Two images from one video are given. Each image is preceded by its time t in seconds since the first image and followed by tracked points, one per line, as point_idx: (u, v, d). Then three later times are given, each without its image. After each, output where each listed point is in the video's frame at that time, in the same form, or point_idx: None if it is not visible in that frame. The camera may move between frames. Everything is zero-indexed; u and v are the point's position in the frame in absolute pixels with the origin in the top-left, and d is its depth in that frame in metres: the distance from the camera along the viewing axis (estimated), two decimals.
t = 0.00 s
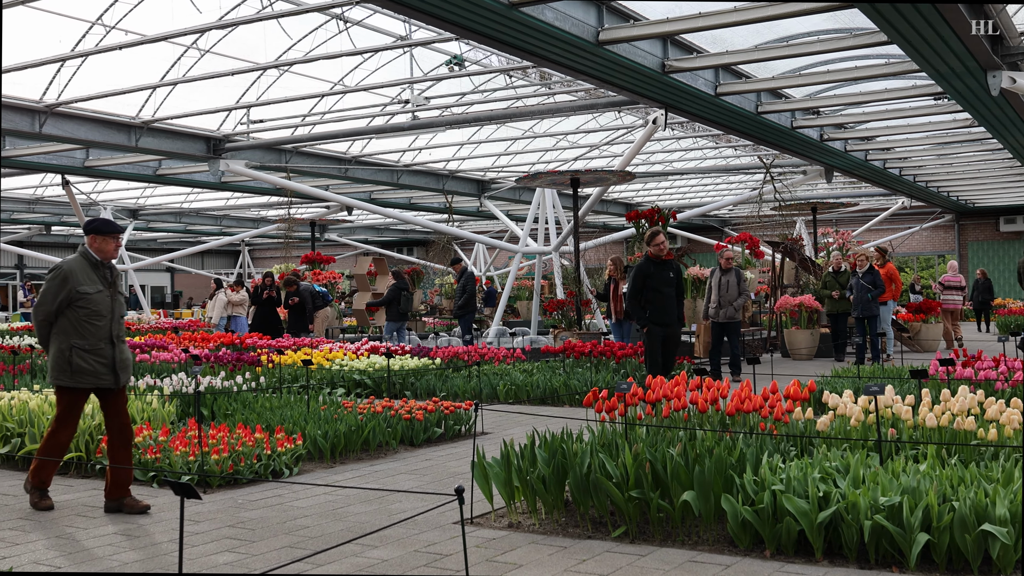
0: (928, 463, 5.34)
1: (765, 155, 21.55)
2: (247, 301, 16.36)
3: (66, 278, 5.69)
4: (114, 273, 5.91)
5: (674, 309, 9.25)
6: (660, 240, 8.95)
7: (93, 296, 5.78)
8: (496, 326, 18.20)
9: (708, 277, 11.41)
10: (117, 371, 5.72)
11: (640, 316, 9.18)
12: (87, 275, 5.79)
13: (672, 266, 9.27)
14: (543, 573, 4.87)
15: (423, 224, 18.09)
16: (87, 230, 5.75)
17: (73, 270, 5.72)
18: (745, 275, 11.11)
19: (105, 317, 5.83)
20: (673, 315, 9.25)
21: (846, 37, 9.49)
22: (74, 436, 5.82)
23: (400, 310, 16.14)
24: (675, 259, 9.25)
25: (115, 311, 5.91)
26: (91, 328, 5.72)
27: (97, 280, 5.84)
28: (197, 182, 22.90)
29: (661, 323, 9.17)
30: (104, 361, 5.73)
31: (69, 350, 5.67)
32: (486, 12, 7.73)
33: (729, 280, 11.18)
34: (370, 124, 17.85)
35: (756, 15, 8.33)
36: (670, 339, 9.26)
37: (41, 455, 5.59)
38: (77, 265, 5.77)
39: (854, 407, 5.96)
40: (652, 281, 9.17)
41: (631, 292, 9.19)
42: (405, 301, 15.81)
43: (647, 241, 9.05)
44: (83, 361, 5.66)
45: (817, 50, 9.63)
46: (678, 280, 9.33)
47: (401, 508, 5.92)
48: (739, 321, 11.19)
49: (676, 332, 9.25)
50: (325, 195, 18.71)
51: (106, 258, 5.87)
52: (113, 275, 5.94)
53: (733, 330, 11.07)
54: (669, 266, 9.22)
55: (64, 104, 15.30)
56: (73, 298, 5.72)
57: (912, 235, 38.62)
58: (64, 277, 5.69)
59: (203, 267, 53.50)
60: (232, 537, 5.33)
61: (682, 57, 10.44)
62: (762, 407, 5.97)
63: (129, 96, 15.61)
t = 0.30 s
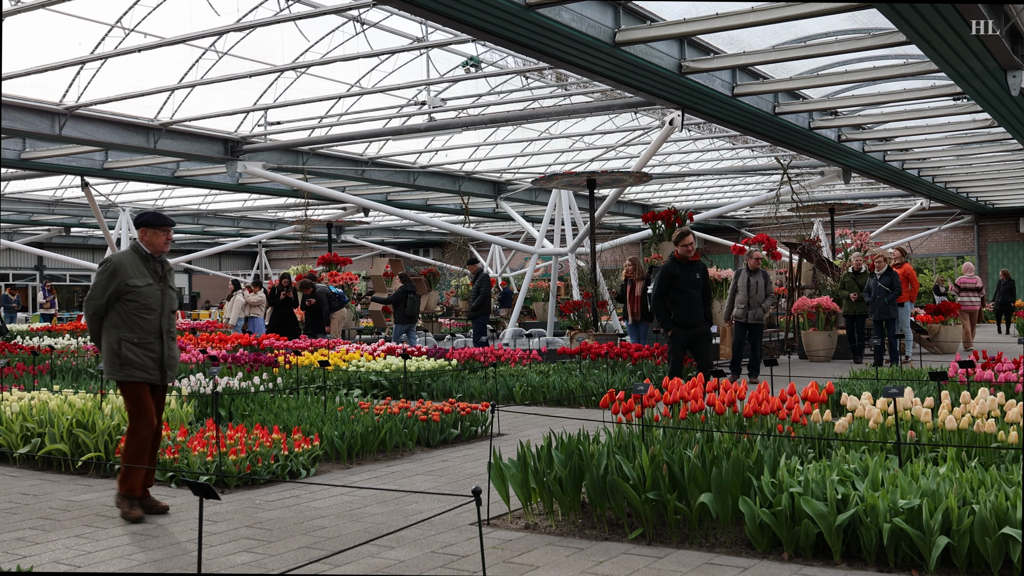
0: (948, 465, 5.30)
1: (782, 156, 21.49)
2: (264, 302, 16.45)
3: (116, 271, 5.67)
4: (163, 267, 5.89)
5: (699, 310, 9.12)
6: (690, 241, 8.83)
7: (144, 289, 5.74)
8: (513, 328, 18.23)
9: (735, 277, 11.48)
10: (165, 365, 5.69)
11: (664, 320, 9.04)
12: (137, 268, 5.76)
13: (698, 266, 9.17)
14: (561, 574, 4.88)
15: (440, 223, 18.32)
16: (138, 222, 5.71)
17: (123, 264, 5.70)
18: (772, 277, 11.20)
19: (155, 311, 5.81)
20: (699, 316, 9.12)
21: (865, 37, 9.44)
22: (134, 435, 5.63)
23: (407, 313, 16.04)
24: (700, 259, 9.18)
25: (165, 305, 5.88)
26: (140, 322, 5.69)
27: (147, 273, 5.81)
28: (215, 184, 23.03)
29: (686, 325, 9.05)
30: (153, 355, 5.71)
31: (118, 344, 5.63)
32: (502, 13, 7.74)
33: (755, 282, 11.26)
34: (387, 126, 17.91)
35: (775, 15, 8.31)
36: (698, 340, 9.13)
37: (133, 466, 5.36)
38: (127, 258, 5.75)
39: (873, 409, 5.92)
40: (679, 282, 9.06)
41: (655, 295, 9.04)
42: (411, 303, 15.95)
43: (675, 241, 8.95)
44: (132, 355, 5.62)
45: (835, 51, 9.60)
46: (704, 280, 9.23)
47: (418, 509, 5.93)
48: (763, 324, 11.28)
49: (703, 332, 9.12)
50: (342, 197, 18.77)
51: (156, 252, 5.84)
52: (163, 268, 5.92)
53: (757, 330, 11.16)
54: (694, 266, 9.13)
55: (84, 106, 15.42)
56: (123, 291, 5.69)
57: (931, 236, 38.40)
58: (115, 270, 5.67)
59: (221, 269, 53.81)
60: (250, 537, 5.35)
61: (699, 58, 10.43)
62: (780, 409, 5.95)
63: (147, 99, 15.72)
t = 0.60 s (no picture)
0: (966, 469, 5.26)
1: (798, 158, 21.44)
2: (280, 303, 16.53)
3: (161, 279, 5.28)
4: (209, 272, 5.51)
5: (731, 314, 8.86)
6: (725, 245, 8.49)
7: (191, 296, 5.37)
8: (528, 329, 18.25)
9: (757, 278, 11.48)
10: (219, 374, 5.33)
11: (693, 322, 8.81)
12: (182, 275, 5.38)
13: (733, 270, 8.87)
14: None
15: (455, 224, 18.35)
16: (176, 228, 5.35)
17: (168, 272, 5.31)
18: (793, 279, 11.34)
19: (204, 318, 5.42)
20: (730, 320, 8.85)
21: (882, 38, 9.41)
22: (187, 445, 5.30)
23: (411, 314, 16.20)
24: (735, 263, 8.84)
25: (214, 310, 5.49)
26: (191, 330, 5.31)
27: (194, 279, 5.43)
28: (231, 185, 23.15)
29: (715, 329, 8.80)
30: (205, 364, 5.35)
31: (169, 354, 5.25)
32: (518, 15, 7.76)
33: (778, 285, 11.35)
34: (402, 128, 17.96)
35: (792, 16, 8.30)
36: (725, 346, 8.87)
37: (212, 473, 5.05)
38: (171, 265, 5.36)
39: (890, 412, 5.91)
40: (709, 285, 8.79)
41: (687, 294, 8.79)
42: (414, 306, 16.20)
43: (709, 244, 8.63)
44: (185, 365, 5.25)
45: (852, 52, 9.57)
46: (738, 284, 8.93)
47: (434, 511, 5.94)
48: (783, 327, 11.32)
49: (733, 337, 8.86)
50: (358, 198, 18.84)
51: (199, 256, 5.46)
52: (209, 273, 5.52)
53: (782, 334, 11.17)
54: (729, 270, 8.82)
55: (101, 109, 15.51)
56: (170, 300, 5.31)
57: (948, 238, 38.21)
58: (161, 278, 5.28)
59: (237, 270, 54.11)
60: (267, 538, 5.37)
61: (715, 59, 10.42)
62: (797, 412, 5.95)
63: (165, 101, 15.80)
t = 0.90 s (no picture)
0: (985, 472, 5.22)
1: (814, 159, 21.36)
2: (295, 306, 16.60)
3: (206, 273, 5.14)
4: (254, 266, 5.36)
5: (767, 315, 8.53)
6: (760, 242, 8.23)
7: (236, 290, 5.22)
8: (542, 331, 18.27)
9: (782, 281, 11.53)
10: (264, 372, 5.17)
11: (729, 322, 8.46)
12: (227, 269, 5.24)
13: (767, 269, 8.59)
14: None
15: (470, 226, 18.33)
16: (220, 219, 5.25)
17: (213, 265, 5.17)
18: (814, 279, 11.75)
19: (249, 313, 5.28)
20: (766, 321, 8.52)
21: (898, 40, 9.37)
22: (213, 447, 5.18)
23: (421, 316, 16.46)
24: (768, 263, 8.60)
25: (258, 306, 5.34)
26: (236, 326, 5.16)
27: (238, 273, 5.29)
28: (247, 187, 23.24)
29: (751, 330, 8.46)
30: (250, 361, 5.20)
31: (213, 351, 5.12)
32: (533, 17, 7.77)
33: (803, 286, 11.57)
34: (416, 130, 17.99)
35: (808, 17, 8.29)
36: (761, 347, 8.53)
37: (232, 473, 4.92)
38: (216, 258, 5.22)
39: (908, 415, 5.89)
40: (743, 284, 8.49)
41: (721, 294, 8.44)
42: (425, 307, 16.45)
43: (745, 241, 8.32)
44: (229, 363, 5.11)
45: (868, 54, 9.55)
46: (771, 283, 8.64)
47: (449, 512, 5.95)
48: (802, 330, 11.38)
49: (768, 339, 8.54)
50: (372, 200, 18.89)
51: (244, 250, 5.32)
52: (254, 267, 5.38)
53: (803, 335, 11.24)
54: (763, 268, 8.54)
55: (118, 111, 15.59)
56: (214, 294, 5.17)
57: (965, 240, 37.99)
58: (205, 272, 5.14)
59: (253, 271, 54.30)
60: (282, 539, 5.38)
61: (730, 61, 10.40)
62: (813, 414, 5.93)
63: (180, 103, 15.88)
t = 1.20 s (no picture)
0: (1004, 473, 5.18)
1: (830, 158, 21.30)
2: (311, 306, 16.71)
3: (257, 274, 5.04)
4: (306, 268, 5.24)
5: (797, 314, 8.49)
6: (788, 241, 8.19)
7: (286, 293, 5.11)
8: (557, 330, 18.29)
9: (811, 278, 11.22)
10: (312, 378, 5.04)
11: (759, 320, 8.42)
12: (278, 270, 5.12)
13: (796, 268, 8.53)
14: None
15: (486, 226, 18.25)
16: (273, 220, 5.15)
17: (264, 266, 5.06)
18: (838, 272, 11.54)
19: (299, 316, 5.16)
20: (795, 319, 8.49)
21: (915, 38, 9.33)
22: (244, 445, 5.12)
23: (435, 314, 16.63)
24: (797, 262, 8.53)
25: (309, 310, 5.22)
26: (284, 330, 5.05)
27: (290, 276, 5.17)
28: (263, 186, 23.33)
29: (781, 328, 8.41)
30: (298, 367, 5.08)
31: (260, 355, 5.01)
32: (549, 16, 7.79)
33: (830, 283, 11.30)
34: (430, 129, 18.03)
35: (824, 16, 8.27)
36: (792, 345, 8.48)
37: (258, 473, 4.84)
38: (268, 259, 5.12)
39: (924, 415, 5.87)
40: (773, 283, 8.47)
41: (750, 292, 8.43)
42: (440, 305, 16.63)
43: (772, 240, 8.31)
44: (276, 368, 5.00)
45: (885, 52, 9.52)
46: (800, 283, 8.59)
47: (463, 510, 5.95)
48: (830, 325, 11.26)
49: (797, 337, 8.50)
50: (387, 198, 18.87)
51: (297, 251, 5.21)
52: (306, 270, 5.26)
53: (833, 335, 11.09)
54: (792, 267, 8.49)
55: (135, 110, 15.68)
56: (264, 296, 5.06)
57: (982, 239, 37.81)
58: (256, 273, 5.04)
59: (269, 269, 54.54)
60: (297, 536, 5.39)
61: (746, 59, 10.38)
62: (829, 414, 5.91)
63: (197, 102, 15.95)
